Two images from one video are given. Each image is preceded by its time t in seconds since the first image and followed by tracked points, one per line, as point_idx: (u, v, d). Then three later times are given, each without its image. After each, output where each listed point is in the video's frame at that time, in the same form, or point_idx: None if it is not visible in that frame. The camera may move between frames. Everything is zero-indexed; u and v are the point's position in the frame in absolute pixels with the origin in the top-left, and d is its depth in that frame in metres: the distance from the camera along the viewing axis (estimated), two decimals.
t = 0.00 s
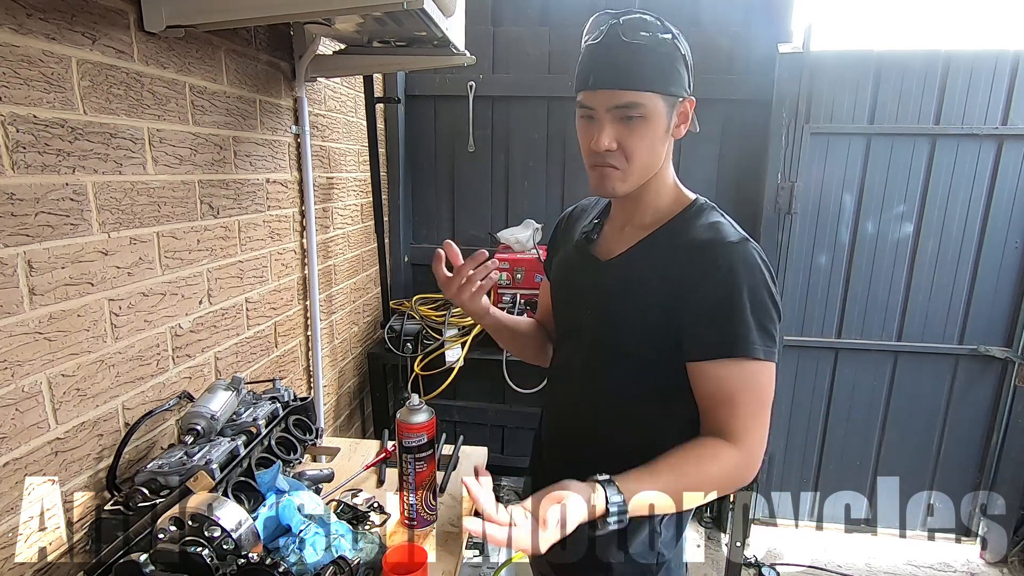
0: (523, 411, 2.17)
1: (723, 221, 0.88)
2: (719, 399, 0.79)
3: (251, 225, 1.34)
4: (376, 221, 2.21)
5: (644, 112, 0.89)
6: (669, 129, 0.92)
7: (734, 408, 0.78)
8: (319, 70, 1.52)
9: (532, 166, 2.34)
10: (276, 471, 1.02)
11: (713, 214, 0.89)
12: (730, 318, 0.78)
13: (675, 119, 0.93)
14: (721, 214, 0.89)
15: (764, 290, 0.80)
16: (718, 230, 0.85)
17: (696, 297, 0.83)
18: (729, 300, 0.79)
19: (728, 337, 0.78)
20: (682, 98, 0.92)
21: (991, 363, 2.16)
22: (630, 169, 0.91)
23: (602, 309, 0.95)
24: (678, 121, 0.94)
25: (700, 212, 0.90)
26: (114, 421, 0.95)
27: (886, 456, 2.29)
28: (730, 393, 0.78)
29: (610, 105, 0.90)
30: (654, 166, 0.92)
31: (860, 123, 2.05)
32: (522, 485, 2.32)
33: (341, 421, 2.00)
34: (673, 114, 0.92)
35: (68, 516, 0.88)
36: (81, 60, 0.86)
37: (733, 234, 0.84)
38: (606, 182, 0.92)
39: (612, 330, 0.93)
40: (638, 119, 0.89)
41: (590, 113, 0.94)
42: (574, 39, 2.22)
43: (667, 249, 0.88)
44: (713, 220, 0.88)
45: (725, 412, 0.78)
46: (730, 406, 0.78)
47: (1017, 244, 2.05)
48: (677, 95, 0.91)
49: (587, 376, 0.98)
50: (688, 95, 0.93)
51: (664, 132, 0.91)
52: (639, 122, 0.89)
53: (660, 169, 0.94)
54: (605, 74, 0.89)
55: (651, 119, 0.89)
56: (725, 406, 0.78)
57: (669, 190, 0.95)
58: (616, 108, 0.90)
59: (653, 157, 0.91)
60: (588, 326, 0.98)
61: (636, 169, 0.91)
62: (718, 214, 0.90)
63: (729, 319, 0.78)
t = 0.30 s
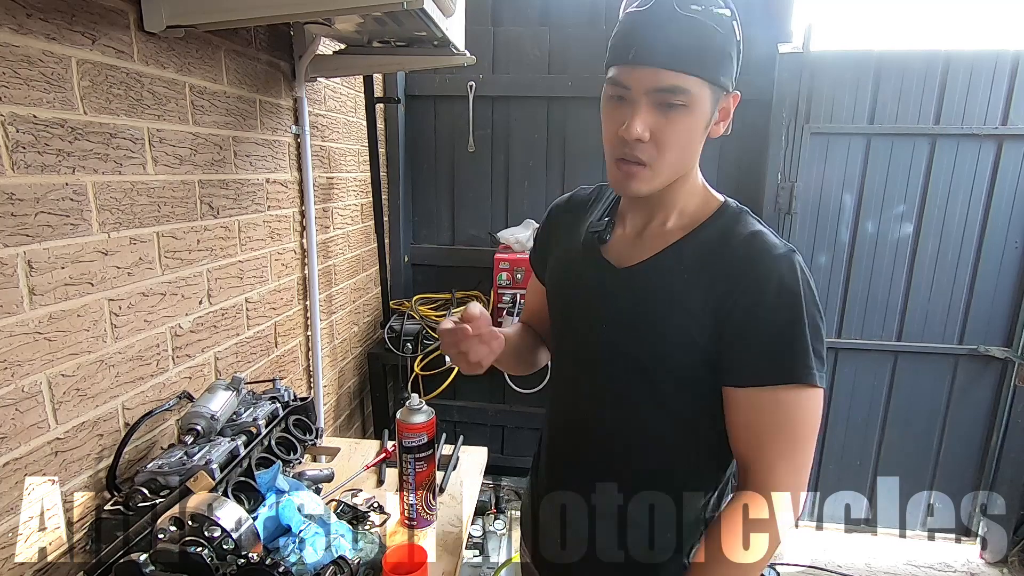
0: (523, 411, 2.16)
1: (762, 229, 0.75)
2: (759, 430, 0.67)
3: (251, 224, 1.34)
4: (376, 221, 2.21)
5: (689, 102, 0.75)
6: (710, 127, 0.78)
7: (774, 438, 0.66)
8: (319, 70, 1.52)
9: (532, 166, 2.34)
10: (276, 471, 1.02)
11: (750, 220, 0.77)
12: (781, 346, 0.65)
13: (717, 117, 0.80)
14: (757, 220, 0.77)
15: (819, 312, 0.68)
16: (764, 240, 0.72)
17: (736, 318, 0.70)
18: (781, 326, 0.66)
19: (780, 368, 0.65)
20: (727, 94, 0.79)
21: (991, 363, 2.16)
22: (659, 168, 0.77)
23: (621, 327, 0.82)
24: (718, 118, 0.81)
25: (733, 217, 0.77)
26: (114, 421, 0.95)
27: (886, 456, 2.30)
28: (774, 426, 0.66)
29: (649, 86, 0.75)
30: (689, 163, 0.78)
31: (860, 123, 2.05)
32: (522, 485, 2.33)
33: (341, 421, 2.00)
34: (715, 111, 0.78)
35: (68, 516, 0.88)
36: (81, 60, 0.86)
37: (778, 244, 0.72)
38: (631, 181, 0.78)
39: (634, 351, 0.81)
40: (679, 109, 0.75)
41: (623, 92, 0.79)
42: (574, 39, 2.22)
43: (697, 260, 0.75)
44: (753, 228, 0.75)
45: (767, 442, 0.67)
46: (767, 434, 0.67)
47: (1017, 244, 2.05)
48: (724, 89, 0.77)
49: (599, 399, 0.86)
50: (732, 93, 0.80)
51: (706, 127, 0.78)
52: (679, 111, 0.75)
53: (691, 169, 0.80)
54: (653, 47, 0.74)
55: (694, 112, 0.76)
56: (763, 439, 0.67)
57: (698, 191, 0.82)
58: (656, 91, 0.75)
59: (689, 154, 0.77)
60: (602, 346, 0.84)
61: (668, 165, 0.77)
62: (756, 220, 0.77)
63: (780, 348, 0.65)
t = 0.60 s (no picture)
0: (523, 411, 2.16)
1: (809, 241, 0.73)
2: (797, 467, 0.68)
3: (251, 224, 1.34)
4: (376, 221, 2.20)
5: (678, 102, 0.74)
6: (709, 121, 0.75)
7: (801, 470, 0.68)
8: (319, 69, 1.52)
9: (532, 167, 2.34)
10: (276, 471, 1.02)
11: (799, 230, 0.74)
12: (836, 371, 0.64)
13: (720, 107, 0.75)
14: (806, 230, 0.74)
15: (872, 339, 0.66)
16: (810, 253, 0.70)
17: (784, 334, 0.68)
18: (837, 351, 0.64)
19: (831, 393, 0.64)
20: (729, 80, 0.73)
21: (991, 363, 2.15)
22: (627, 157, 0.78)
23: (653, 331, 0.79)
24: (711, 95, 0.74)
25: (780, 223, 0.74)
26: (114, 421, 0.95)
27: (886, 456, 2.30)
28: (806, 466, 0.66)
29: (607, 74, 0.79)
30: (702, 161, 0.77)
31: (860, 123, 2.05)
32: (523, 485, 2.33)
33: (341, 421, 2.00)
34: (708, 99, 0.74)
35: (68, 517, 0.88)
36: (81, 60, 0.86)
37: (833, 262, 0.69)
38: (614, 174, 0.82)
39: (665, 352, 0.78)
40: (636, 96, 0.76)
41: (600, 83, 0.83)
42: (574, 39, 2.22)
43: (744, 268, 0.73)
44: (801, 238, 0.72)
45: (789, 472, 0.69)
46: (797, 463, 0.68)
47: (1017, 244, 2.04)
48: (697, 67, 0.73)
49: (623, 401, 0.84)
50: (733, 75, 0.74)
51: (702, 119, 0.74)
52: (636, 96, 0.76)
53: (709, 164, 0.78)
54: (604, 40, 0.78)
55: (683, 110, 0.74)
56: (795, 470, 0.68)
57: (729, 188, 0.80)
58: (615, 79, 0.78)
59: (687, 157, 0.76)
60: (623, 350, 0.82)
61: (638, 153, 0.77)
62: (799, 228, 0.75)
63: (833, 374, 0.64)
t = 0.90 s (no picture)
0: (523, 411, 2.16)
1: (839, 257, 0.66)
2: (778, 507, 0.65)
3: (251, 225, 1.34)
4: (376, 221, 2.21)
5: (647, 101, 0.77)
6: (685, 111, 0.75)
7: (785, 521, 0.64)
8: (319, 70, 1.52)
9: (532, 167, 2.34)
10: (276, 471, 1.02)
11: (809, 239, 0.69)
12: (805, 396, 0.60)
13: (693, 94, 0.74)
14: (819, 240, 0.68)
15: (875, 378, 0.58)
16: (814, 265, 0.65)
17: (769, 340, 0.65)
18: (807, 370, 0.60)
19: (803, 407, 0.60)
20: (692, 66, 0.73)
21: (991, 363, 2.15)
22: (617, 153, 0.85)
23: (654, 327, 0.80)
24: (676, 81, 0.74)
25: (801, 231, 0.70)
26: (114, 421, 0.95)
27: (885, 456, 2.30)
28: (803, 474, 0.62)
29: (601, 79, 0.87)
30: (695, 154, 0.77)
31: (859, 123, 2.05)
32: (523, 485, 2.33)
33: (341, 421, 2.00)
34: (672, 89, 0.75)
35: (68, 517, 0.88)
36: (81, 60, 0.86)
37: (846, 281, 0.63)
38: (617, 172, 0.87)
39: (662, 352, 0.78)
40: (613, 94, 0.82)
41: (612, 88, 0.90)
42: (574, 39, 2.23)
43: (742, 271, 0.71)
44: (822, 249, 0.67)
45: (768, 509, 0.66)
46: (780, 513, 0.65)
47: (1017, 244, 2.04)
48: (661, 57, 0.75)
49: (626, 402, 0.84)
50: (697, 58, 0.73)
51: (672, 111, 0.76)
52: (612, 95, 0.82)
53: (698, 158, 0.77)
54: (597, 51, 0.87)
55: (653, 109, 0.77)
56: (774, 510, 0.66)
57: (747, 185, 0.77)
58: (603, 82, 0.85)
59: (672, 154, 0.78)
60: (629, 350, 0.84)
61: (622, 148, 0.83)
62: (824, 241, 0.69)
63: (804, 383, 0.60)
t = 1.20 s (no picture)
0: (523, 411, 2.16)
1: (784, 283, 0.61)
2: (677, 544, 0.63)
3: (251, 225, 1.34)
4: (376, 221, 2.20)
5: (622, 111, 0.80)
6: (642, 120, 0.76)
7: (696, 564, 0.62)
8: (319, 70, 1.52)
9: (532, 166, 2.34)
10: (276, 471, 1.02)
11: (745, 263, 0.64)
12: (678, 421, 0.60)
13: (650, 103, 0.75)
14: (757, 265, 0.63)
15: (747, 420, 0.56)
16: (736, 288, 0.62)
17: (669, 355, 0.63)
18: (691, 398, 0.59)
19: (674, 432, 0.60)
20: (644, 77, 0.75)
21: (991, 363, 2.15)
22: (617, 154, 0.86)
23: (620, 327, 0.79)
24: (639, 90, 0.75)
25: (744, 248, 0.65)
26: (114, 421, 0.95)
27: (886, 455, 2.30)
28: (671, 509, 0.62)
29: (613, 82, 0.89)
30: (666, 160, 0.75)
31: (859, 123, 2.05)
32: (523, 485, 2.33)
33: (341, 421, 2.00)
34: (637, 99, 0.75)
35: (68, 517, 0.88)
36: (81, 60, 0.86)
37: (758, 313, 0.59)
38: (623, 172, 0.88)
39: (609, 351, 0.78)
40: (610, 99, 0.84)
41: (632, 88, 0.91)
42: (574, 39, 2.23)
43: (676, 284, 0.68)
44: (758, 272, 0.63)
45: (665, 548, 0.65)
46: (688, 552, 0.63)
47: (1017, 244, 2.04)
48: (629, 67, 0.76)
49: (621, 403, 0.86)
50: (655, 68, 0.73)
51: (632, 121, 0.77)
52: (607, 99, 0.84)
53: (671, 167, 0.75)
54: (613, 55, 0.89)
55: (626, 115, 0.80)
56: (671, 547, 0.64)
57: (726, 192, 0.72)
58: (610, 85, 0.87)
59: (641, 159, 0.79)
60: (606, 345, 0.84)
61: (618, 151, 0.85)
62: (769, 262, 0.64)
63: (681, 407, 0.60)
